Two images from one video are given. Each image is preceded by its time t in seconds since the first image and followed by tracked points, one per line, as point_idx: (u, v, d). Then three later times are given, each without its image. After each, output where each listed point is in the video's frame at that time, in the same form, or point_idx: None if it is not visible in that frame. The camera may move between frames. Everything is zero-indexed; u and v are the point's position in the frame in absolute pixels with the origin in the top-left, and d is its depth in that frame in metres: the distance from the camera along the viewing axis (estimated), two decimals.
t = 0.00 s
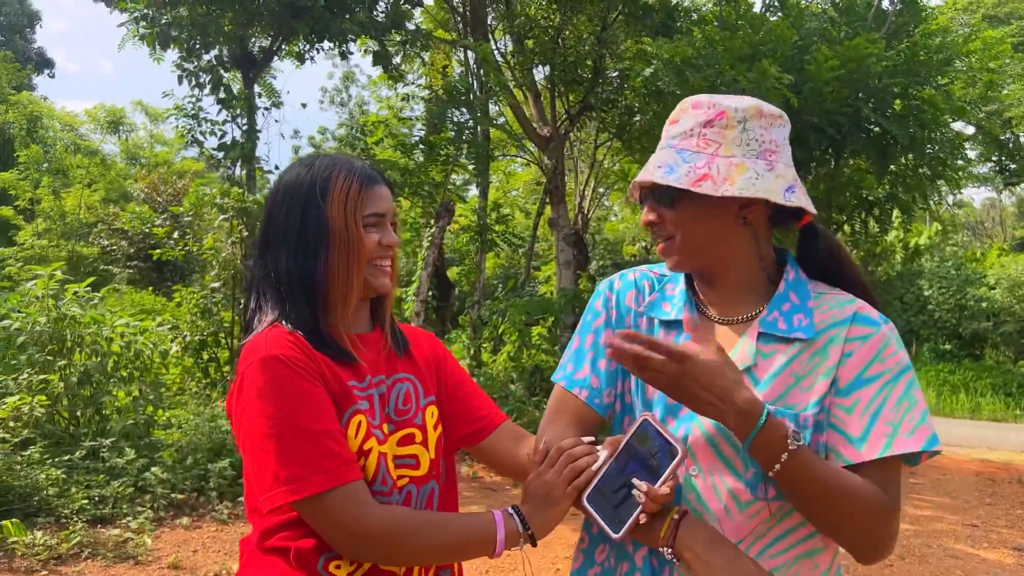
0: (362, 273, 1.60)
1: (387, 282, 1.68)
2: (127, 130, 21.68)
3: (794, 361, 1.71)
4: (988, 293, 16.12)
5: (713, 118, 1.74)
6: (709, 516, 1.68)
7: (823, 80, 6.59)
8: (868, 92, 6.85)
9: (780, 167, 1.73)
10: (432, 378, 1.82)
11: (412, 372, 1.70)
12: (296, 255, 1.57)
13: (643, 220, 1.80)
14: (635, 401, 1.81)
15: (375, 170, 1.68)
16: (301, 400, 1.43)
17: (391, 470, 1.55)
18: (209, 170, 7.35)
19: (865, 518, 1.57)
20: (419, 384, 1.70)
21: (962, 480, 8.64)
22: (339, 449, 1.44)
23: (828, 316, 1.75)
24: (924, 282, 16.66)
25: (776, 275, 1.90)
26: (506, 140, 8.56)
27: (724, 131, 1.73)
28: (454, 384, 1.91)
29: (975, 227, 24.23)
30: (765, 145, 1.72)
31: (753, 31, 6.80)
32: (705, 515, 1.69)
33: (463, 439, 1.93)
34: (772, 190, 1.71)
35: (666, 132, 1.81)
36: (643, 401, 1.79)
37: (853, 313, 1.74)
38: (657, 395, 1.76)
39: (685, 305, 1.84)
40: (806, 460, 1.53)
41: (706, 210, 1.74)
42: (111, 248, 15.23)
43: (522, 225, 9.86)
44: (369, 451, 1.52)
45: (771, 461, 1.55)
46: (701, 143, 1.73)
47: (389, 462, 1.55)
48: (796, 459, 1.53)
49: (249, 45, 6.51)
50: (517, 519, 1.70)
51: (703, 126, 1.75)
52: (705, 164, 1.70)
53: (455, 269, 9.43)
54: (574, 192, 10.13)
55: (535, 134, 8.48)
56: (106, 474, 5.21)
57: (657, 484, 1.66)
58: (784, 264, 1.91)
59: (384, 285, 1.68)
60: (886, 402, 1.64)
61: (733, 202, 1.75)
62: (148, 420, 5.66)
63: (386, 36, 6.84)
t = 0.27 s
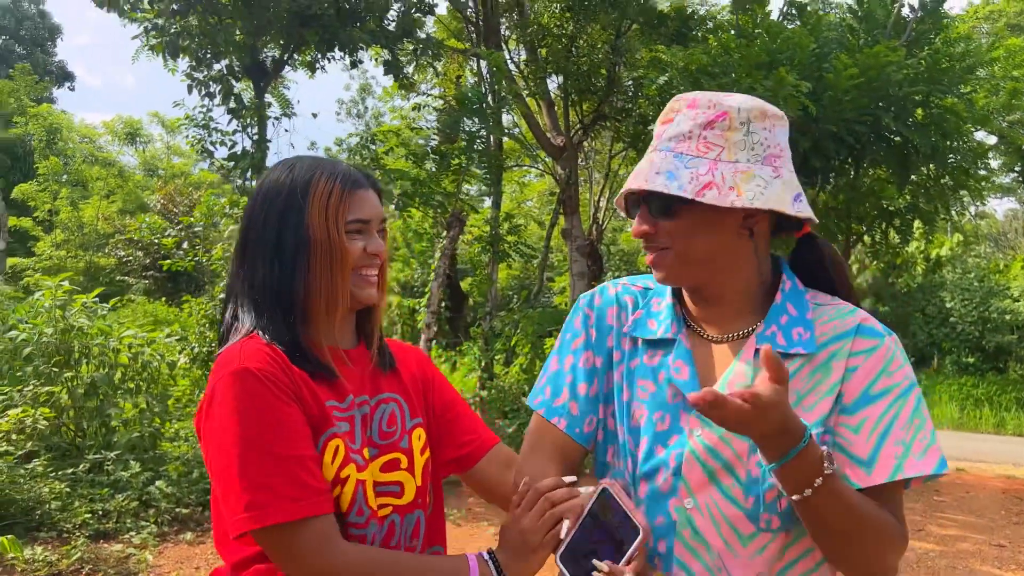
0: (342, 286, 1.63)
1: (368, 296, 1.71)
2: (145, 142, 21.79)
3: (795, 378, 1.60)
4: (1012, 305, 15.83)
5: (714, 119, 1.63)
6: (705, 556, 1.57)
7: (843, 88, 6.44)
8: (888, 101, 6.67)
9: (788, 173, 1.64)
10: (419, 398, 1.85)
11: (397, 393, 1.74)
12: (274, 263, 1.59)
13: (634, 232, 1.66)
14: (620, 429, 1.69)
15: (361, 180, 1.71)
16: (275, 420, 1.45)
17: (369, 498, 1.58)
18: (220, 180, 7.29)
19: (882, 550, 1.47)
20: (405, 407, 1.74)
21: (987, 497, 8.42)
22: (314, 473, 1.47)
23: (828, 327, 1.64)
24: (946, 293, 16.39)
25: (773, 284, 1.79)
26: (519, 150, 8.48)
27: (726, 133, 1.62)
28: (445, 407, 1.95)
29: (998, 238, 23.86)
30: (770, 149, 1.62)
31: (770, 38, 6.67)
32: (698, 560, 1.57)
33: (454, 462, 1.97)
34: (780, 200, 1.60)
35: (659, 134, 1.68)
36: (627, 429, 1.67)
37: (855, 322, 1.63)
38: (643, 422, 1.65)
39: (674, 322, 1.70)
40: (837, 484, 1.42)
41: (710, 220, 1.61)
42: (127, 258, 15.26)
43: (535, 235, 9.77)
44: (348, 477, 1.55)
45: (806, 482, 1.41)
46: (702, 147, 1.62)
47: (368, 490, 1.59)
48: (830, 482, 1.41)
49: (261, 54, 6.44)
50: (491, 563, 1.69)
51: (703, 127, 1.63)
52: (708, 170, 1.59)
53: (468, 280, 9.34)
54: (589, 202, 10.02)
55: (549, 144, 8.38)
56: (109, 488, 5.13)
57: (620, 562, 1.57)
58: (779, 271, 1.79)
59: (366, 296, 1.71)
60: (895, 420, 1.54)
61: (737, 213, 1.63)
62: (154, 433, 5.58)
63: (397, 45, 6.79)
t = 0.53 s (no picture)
0: (309, 307, 1.70)
1: (338, 318, 1.79)
2: (159, 156, 21.87)
3: (790, 412, 1.61)
4: None
5: (704, 125, 1.63)
6: None
7: (858, 99, 6.34)
8: (904, 112, 6.54)
9: (780, 187, 1.63)
10: (395, 423, 1.92)
11: (370, 420, 1.81)
12: (234, 282, 1.66)
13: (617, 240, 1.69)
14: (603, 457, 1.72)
15: (333, 196, 1.79)
16: (234, 452, 1.50)
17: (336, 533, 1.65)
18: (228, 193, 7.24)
19: None
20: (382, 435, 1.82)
21: (1011, 516, 8.20)
22: (272, 508, 1.53)
23: (828, 358, 1.65)
24: (965, 307, 16.14)
25: (769, 309, 1.81)
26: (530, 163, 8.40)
27: (715, 140, 1.62)
28: (424, 437, 2.05)
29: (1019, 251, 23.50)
30: (762, 160, 1.62)
31: (784, 49, 6.58)
32: None
33: (428, 496, 2.05)
34: (767, 217, 1.60)
35: (650, 138, 1.70)
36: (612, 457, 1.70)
37: (857, 355, 1.64)
38: (628, 451, 1.67)
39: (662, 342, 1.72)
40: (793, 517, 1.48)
41: (691, 233, 1.62)
42: (140, 272, 15.26)
43: (547, 249, 9.68)
44: (312, 513, 1.62)
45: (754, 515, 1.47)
46: (688, 155, 1.64)
47: (335, 526, 1.65)
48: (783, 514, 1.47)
49: (269, 66, 6.39)
50: None
51: (692, 132, 1.64)
52: (690, 180, 1.60)
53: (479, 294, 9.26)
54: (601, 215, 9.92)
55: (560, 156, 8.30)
56: (111, 506, 5.05)
57: None
58: (778, 295, 1.81)
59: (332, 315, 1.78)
60: (886, 465, 1.56)
61: (723, 228, 1.64)
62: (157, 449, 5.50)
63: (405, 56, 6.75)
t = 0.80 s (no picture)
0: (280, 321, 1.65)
1: (316, 332, 1.74)
2: (171, 168, 21.94)
3: (785, 436, 1.56)
4: None
5: (694, 122, 1.59)
6: None
7: (870, 109, 6.26)
8: (918, 123, 6.45)
9: (771, 192, 1.58)
10: (379, 444, 1.88)
11: (353, 444, 1.78)
12: (206, 297, 1.61)
13: (601, 241, 1.67)
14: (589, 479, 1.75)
15: (306, 202, 1.74)
16: (199, 483, 1.47)
17: (313, 565, 1.60)
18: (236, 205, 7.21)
19: None
20: (365, 459, 1.79)
21: None
22: (239, 541, 1.50)
23: (827, 377, 1.60)
24: (980, 319, 15.94)
25: (768, 322, 1.76)
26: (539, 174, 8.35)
27: (705, 139, 1.58)
28: (415, 460, 2.01)
29: None
30: (753, 163, 1.58)
31: (794, 59, 6.52)
32: None
33: (415, 522, 2.00)
34: (753, 223, 1.55)
35: (641, 135, 1.68)
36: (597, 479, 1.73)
37: (858, 373, 1.58)
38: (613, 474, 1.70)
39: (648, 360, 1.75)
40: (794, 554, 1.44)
41: (671, 239, 1.58)
42: (150, 284, 15.27)
43: (557, 260, 9.62)
44: (286, 546, 1.58)
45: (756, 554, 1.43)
46: (675, 155, 1.61)
47: (312, 557, 1.61)
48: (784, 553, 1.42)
49: (277, 78, 6.38)
50: None
51: (682, 131, 1.60)
52: (673, 182, 1.57)
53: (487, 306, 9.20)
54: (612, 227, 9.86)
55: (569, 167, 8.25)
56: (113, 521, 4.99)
57: None
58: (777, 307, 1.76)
59: (309, 333, 1.73)
60: (892, 493, 1.48)
61: (708, 234, 1.60)
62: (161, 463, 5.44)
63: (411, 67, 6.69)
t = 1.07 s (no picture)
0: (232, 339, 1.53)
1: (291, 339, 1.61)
2: (179, 177, 21.93)
3: (811, 444, 1.49)
4: None
5: (717, 104, 1.52)
6: None
7: (882, 114, 6.20)
8: (931, 128, 6.37)
9: (801, 178, 1.51)
10: (388, 450, 1.81)
11: (362, 446, 1.71)
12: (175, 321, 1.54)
13: (617, 233, 1.61)
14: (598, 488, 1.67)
15: (255, 201, 1.60)
16: (203, 463, 1.39)
17: (312, 567, 1.50)
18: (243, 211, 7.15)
19: None
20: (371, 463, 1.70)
21: None
22: (237, 532, 1.41)
23: (857, 382, 1.52)
24: (992, 328, 15.78)
25: (793, 320, 1.69)
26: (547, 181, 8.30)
27: (729, 122, 1.51)
28: (422, 466, 1.93)
29: None
30: (782, 147, 1.51)
31: (805, 63, 6.45)
32: None
33: (424, 530, 1.93)
34: (782, 211, 1.48)
35: (659, 118, 1.61)
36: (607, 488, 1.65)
37: (891, 378, 1.50)
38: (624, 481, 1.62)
39: (663, 359, 1.67)
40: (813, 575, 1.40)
41: (689, 231, 1.52)
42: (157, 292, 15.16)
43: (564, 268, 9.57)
44: (286, 544, 1.48)
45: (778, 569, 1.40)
46: (697, 139, 1.54)
47: (312, 559, 1.51)
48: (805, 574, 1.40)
49: (284, 84, 6.35)
50: None
51: (704, 113, 1.53)
52: (694, 167, 1.51)
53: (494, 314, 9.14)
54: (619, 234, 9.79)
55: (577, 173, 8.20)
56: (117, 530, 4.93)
57: None
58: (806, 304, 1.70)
59: (287, 342, 1.61)
60: (930, 510, 1.40)
61: (731, 223, 1.53)
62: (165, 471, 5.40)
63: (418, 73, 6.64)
